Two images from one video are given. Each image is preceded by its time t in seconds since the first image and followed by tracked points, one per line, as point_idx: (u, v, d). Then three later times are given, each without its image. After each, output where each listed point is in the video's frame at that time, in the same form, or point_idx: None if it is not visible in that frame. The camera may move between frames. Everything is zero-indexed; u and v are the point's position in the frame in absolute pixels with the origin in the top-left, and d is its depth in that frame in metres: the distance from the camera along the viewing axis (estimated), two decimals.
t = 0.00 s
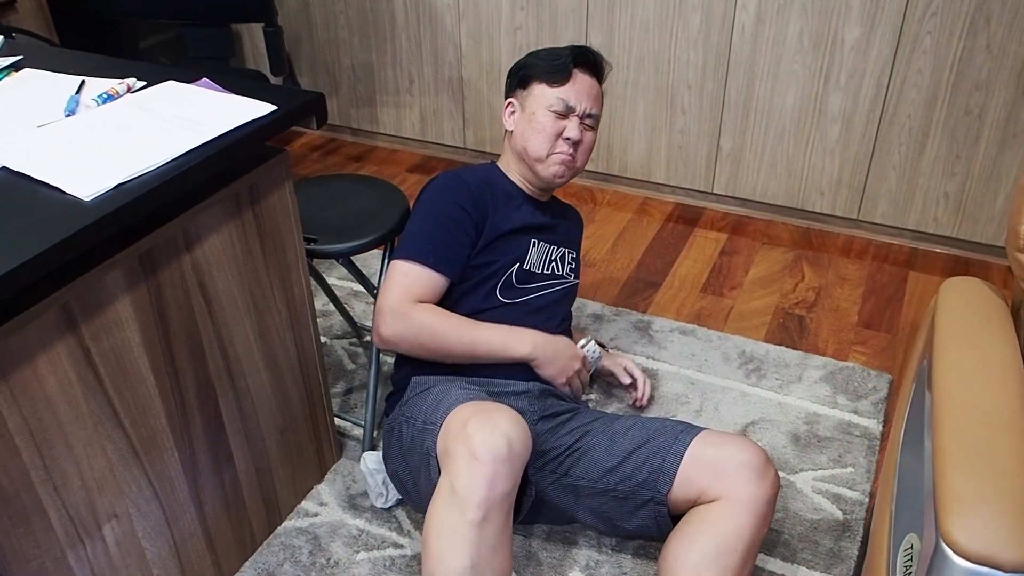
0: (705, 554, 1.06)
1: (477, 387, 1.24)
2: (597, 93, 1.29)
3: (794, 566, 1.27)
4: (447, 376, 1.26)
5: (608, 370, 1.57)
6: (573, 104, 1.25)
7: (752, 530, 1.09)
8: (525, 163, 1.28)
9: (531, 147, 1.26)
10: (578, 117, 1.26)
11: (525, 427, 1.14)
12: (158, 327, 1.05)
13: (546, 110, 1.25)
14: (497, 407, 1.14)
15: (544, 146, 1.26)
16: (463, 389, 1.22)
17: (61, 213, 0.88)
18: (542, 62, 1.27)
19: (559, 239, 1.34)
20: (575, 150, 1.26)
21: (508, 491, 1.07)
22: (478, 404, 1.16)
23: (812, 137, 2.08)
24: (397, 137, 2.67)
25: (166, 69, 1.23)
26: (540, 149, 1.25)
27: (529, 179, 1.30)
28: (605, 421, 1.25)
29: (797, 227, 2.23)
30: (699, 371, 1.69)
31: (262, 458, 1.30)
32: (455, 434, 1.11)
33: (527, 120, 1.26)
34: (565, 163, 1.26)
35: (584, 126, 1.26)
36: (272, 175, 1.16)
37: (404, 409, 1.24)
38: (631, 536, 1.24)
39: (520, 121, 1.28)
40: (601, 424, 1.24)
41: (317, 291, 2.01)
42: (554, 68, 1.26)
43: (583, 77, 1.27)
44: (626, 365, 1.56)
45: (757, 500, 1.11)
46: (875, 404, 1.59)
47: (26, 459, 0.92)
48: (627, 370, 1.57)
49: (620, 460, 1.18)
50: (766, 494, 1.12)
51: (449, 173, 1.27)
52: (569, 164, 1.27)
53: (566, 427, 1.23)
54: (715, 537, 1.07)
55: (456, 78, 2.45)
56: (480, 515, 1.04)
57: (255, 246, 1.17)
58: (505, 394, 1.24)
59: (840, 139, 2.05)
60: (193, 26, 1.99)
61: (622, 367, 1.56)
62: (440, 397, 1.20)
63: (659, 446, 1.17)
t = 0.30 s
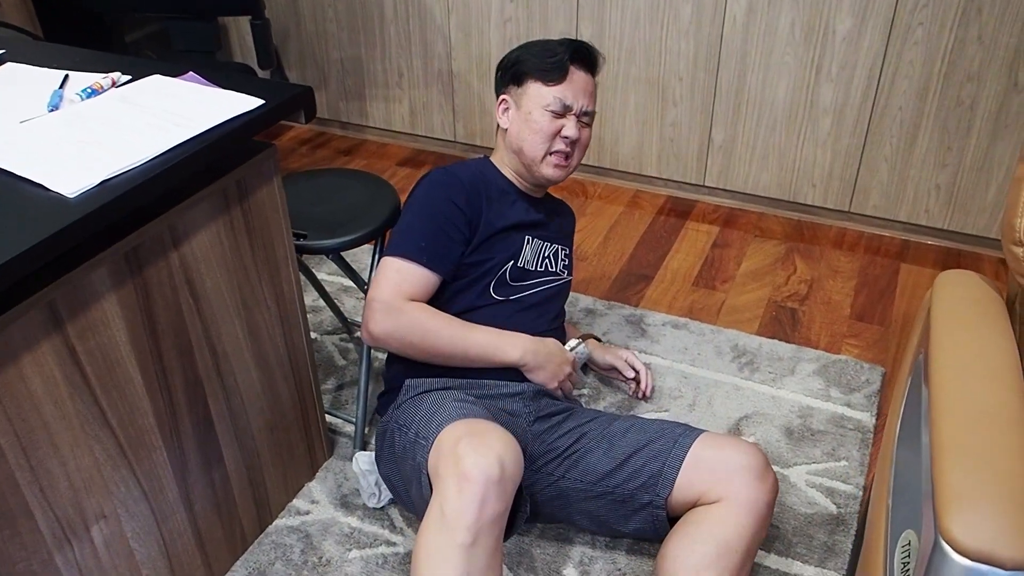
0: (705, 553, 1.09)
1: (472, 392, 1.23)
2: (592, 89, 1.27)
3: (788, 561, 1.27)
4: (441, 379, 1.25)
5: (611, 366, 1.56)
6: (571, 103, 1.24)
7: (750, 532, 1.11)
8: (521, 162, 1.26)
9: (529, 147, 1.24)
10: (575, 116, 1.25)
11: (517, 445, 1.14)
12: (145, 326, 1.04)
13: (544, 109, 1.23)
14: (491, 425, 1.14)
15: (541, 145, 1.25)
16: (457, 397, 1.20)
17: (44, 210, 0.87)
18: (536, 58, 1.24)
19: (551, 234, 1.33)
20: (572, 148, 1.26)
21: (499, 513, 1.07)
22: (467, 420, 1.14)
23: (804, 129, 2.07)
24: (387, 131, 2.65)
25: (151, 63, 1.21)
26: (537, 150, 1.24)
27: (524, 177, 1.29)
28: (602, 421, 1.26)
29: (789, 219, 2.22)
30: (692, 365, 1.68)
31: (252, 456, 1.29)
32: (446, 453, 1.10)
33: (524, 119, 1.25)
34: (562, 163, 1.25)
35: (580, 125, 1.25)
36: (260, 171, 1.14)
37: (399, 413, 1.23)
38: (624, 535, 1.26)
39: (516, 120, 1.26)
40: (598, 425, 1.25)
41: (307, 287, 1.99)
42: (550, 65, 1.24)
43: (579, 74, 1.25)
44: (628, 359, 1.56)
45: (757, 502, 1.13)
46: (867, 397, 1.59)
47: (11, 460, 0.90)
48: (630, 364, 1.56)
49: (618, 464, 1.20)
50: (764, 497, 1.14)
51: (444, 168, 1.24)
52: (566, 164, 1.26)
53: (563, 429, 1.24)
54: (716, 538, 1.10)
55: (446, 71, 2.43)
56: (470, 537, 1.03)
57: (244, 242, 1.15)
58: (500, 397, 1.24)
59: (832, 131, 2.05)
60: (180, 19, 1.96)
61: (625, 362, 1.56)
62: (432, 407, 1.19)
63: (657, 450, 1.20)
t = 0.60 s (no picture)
0: (699, 549, 1.08)
1: (469, 392, 1.22)
2: (567, 73, 1.26)
3: (783, 555, 1.26)
4: (437, 377, 1.24)
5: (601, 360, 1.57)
6: (547, 89, 1.23)
7: (746, 527, 1.11)
8: (504, 155, 1.25)
9: (510, 138, 1.23)
10: (553, 102, 1.24)
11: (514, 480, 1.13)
12: (133, 325, 1.02)
13: (521, 99, 1.22)
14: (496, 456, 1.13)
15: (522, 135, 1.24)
16: (456, 406, 1.19)
17: (27, 207, 0.85)
18: (508, 47, 1.23)
19: (541, 227, 1.33)
20: (554, 135, 1.25)
21: (499, 553, 1.06)
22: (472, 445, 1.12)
23: (796, 121, 2.07)
24: (376, 124, 2.63)
25: (137, 56, 1.19)
26: (518, 140, 1.23)
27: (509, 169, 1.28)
28: (596, 414, 1.26)
29: (782, 212, 2.21)
30: (686, 359, 1.68)
31: (244, 454, 1.27)
32: (451, 487, 1.08)
33: (502, 110, 1.24)
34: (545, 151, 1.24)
35: (559, 111, 1.24)
36: (249, 165, 1.12)
37: (397, 416, 1.22)
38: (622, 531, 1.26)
39: (495, 112, 1.25)
40: (594, 419, 1.24)
41: (296, 282, 1.97)
42: (523, 54, 1.23)
43: (554, 60, 1.24)
44: (617, 355, 1.56)
45: (752, 496, 1.13)
46: (860, 390, 1.58)
47: None
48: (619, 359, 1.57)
49: (614, 459, 1.19)
50: (760, 492, 1.14)
51: (427, 166, 1.23)
52: (549, 151, 1.25)
53: (559, 425, 1.23)
54: (712, 534, 1.09)
55: (435, 63, 2.41)
56: None
57: (233, 238, 1.13)
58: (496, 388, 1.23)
59: (824, 123, 2.04)
60: (166, 11, 1.94)
61: (613, 357, 1.56)
62: (433, 421, 1.17)
63: (653, 444, 1.19)
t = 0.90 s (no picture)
0: (685, 545, 1.07)
1: (459, 405, 1.18)
2: (538, 61, 1.26)
3: (772, 553, 1.26)
4: (427, 388, 1.21)
5: (582, 357, 1.56)
6: (518, 77, 1.22)
7: (734, 523, 1.11)
8: (482, 148, 1.25)
9: (486, 129, 1.23)
10: (525, 90, 1.23)
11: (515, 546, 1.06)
12: (114, 325, 1.00)
13: (493, 88, 1.22)
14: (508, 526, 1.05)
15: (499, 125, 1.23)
16: (456, 438, 1.14)
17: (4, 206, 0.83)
18: (476, 39, 1.24)
19: (526, 223, 1.32)
20: (531, 123, 1.24)
21: None
22: (481, 504, 1.05)
23: (784, 117, 2.06)
24: (362, 119, 2.61)
25: (117, 51, 1.17)
26: (494, 129, 1.22)
27: (489, 163, 1.26)
28: (582, 411, 1.25)
29: (770, 208, 2.21)
30: (675, 355, 1.67)
31: (229, 454, 1.26)
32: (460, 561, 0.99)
33: (475, 102, 1.23)
34: (523, 138, 1.23)
35: (532, 98, 1.24)
36: (232, 162, 1.11)
37: (389, 434, 1.18)
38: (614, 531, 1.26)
39: (469, 106, 1.24)
40: (579, 416, 1.24)
41: (282, 279, 1.95)
42: (491, 43, 1.23)
43: (524, 49, 1.24)
44: (599, 352, 1.55)
45: (739, 492, 1.13)
46: (849, 386, 1.58)
47: None
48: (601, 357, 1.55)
49: (599, 455, 1.19)
50: (747, 487, 1.14)
51: (404, 164, 1.22)
52: (528, 139, 1.24)
53: (546, 423, 1.22)
54: (699, 530, 1.08)
55: (421, 58, 2.39)
56: None
57: (216, 237, 1.12)
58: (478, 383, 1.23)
59: (812, 119, 2.04)
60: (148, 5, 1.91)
61: (595, 355, 1.55)
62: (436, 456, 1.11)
63: (639, 440, 1.19)
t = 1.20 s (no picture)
0: (679, 545, 1.07)
1: (448, 422, 1.17)
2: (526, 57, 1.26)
3: (764, 552, 1.26)
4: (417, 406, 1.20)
5: (572, 357, 1.54)
6: (507, 68, 1.22)
7: (728, 521, 1.10)
8: (472, 138, 1.23)
9: (476, 118, 1.21)
10: (514, 81, 1.23)
11: None
12: (100, 327, 0.99)
13: (483, 78, 1.22)
14: None
15: (488, 115, 1.22)
16: (446, 464, 1.14)
17: None
18: (466, 33, 1.24)
19: (516, 222, 1.31)
20: (520, 113, 1.23)
21: None
22: None
23: (775, 113, 2.06)
24: (350, 116, 2.59)
25: (101, 47, 1.15)
26: (484, 118, 1.21)
27: (478, 155, 1.25)
28: (571, 412, 1.24)
29: (761, 205, 2.21)
30: (667, 354, 1.66)
31: (217, 456, 1.24)
32: None
33: (465, 92, 1.22)
34: (513, 127, 1.22)
35: (522, 90, 1.23)
36: (219, 161, 1.09)
37: (376, 449, 1.17)
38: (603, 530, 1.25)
39: (458, 97, 1.23)
40: (570, 418, 1.23)
41: (270, 278, 1.94)
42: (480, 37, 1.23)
43: (513, 43, 1.25)
44: (589, 350, 1.53)
45: (732, 491, 1.12)
46: (841, 384, 1.58)
47: None
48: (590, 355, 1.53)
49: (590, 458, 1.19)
50: (742, 485, 1.13)
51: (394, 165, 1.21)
52: (518, 129, 1.23)
53: (537, 428, 1.22)
54: (692, 530, 1.08)
55: (410, 54, 2.38)
56: None
57: (204, 237, 1.10)
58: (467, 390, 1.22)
59: (803, 116, 2.04)
60: None
61: (584, 354, 1.53)
62: (416, 495, 1.11)
63: (630, 443, 1.19)
